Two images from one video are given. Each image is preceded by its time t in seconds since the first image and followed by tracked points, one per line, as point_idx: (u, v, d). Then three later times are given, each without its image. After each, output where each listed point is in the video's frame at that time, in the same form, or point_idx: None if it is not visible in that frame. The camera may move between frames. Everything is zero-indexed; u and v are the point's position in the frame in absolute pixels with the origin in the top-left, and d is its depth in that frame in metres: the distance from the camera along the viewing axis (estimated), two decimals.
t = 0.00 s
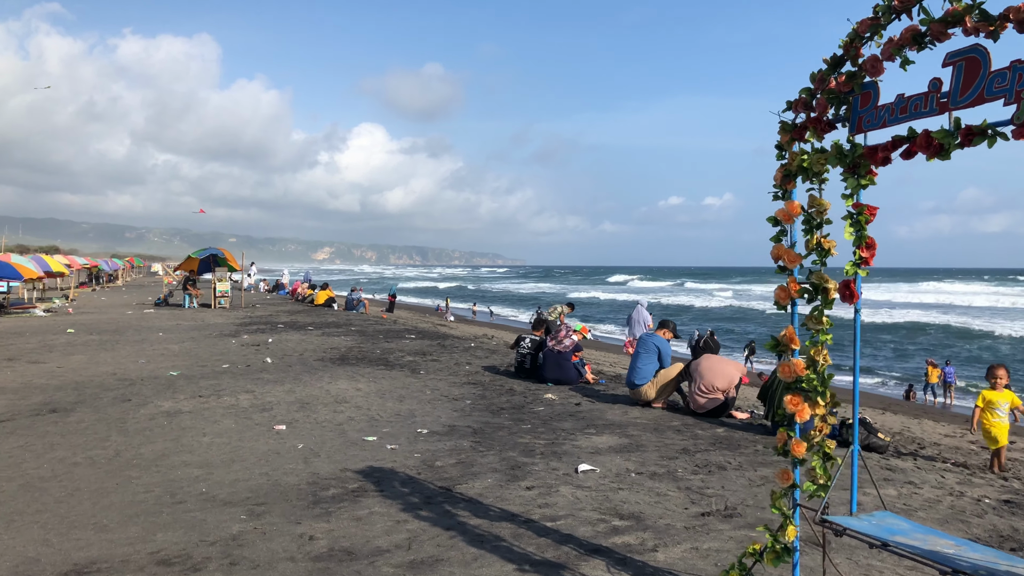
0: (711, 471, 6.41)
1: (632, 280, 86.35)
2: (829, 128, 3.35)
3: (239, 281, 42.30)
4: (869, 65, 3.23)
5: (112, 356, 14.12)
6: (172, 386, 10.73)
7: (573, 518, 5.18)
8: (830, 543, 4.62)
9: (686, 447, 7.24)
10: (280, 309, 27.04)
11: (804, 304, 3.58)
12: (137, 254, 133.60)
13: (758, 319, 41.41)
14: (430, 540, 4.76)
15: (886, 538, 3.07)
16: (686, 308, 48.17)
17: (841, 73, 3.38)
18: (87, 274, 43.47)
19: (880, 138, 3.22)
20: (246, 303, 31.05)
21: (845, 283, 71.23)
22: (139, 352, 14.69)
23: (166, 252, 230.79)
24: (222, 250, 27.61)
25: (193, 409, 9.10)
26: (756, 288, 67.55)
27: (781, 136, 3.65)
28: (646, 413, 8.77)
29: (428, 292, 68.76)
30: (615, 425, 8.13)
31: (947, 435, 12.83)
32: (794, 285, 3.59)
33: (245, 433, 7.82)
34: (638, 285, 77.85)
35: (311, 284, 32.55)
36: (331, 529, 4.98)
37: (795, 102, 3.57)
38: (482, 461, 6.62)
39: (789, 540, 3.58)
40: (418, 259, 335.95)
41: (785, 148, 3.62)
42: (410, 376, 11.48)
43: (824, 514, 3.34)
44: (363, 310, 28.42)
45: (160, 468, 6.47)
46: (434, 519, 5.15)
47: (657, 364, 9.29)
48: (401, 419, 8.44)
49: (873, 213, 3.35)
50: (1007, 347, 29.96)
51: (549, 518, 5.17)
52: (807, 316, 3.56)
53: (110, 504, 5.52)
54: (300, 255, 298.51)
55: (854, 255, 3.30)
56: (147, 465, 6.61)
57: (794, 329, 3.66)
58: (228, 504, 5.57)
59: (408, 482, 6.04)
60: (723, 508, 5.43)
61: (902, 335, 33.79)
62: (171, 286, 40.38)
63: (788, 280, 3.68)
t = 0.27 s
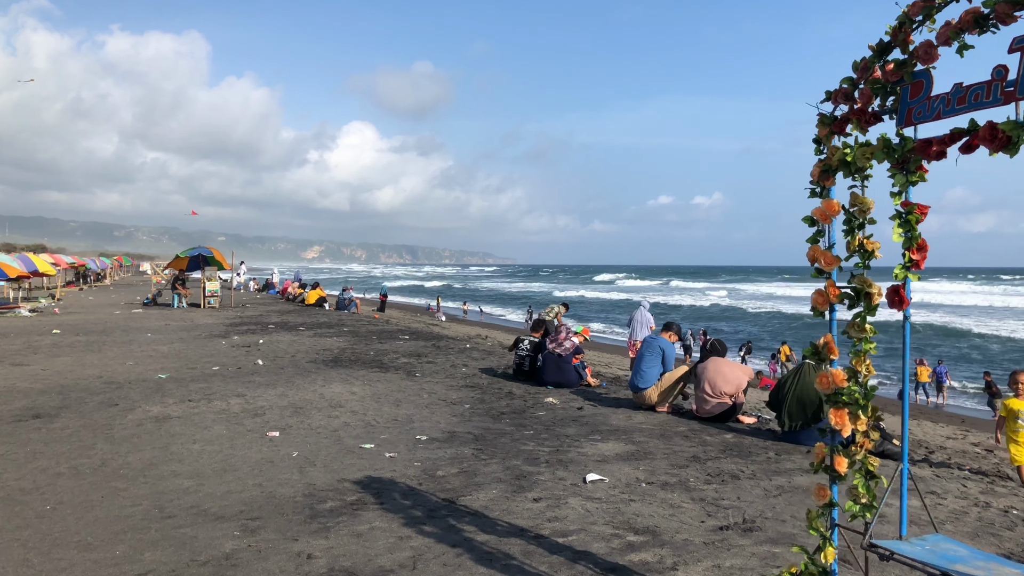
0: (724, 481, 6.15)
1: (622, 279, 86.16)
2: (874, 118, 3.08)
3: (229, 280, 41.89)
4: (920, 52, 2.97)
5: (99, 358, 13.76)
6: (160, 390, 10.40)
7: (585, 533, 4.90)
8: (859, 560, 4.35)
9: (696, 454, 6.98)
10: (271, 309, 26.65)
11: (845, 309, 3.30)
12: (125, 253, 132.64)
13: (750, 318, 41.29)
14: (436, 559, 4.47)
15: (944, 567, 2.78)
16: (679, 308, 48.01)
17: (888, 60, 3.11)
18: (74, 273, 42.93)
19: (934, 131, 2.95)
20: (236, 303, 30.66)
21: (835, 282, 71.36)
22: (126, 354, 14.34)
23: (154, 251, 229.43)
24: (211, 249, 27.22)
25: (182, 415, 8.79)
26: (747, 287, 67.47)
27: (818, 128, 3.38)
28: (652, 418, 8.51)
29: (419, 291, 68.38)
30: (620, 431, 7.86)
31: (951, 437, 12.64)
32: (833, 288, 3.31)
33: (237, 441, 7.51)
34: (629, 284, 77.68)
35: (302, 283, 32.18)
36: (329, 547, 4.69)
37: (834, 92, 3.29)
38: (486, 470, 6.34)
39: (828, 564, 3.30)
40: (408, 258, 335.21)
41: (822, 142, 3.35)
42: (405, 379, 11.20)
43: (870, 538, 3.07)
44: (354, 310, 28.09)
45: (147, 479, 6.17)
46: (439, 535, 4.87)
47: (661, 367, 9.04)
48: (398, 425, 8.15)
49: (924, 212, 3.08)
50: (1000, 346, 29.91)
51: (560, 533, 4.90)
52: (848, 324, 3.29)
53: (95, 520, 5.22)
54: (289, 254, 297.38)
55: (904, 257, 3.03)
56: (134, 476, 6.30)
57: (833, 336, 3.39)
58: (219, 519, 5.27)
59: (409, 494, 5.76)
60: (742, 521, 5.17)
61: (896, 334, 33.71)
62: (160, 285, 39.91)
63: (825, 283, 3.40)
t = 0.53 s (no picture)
0: (725, 486, 5.89)
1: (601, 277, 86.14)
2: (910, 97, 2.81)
3: (204, 279, 41.23)
4: (964, 21, 2.70)
5: (69, 359, 13.31)
6: (132, 392, 10.00)
7: (584, 545, 4.62)
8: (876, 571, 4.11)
9: (692, 457, 6.73)
10: (247, 308, 26.15)
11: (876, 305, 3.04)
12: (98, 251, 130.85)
13: (730, 315, 41.28)
14: None
15: None
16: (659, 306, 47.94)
17: (925, 33, 2.85)
18: (46, 272, 42.10)
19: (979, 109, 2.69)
20: (212, 302, 30.13)
21: (812, 280, 71.79)
22: (98, 355, 13.90)
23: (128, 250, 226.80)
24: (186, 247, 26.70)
25: (154, 419, 8.41)
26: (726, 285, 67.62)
27: (843, 109, 3.10)
28: (644, 420, 8.25)
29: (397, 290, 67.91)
30: (612, 433, 7.60)
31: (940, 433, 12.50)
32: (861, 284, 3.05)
33: (213, 446, 7.16)
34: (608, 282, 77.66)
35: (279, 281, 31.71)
36: (312, 562, 4.38)
37: (862, 68, 3.01)
38: (475, 477, 6.05)
39: None
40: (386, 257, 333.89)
41: (848, 124, 3.08)
42: (388, 379, 10.87)
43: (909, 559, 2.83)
44: (333, 309, 27.67)
45: (117, 488, 5.82)
46: (429, 549, 4.57)
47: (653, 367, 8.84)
48: (381, 428, 7.83)
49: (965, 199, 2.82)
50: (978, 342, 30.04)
51: (559, 545, 4.61)
52: (879, 321, 3.03)
53: (58, 535, 4.86)
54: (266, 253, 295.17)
55: (945, 249, 2.77)
56: (102, 485, 5.94)
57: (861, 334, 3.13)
58: (193, 532, 4.93)
59: (396, 503, 5.45)
60: (748, 529, 4.91)
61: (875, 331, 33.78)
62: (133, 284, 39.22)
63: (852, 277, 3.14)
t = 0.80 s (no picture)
0: (737, 496, 5.61)
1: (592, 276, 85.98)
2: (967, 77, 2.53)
3: (194, 278, 40.78)
4: None
5: (53, 361, 12.95)
6: (117, 396, 9.66)
7: (594, 564, 4.33)
8: None
9: (700, 465, 6.45)
10: (237, 308, 25.77)
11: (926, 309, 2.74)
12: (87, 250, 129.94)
13: (723, 314, 41.14)
14: None
15: None
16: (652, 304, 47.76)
17: (985, 9, 2.57)
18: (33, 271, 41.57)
19: None
20: (201, 302, 29.74)
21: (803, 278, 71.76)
22: (83, 357, 13.54)
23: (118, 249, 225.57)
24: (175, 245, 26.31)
25: (138, 425, 8.08)
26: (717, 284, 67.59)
27: (889, 95, 2.82)
28: (647, 425, 7.96)
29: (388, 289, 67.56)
30: (615, 439, 7.31)
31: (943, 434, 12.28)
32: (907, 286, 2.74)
33: (199, 455, 6.84)
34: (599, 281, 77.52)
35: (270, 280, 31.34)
36: None
37: (912, 50, 2.74)
38: (474, 488, 5.74)
39: None
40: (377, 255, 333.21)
41: (895, 111, 2.79)
42: (381, 382, 10.55)
43: None
44: (324, 308, 27.33)
45: (96, 502, 5.49)
46: (428, 569, 4.27)
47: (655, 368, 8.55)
48: (375, 435, 7.53)
49: None
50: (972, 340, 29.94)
51: (566, 565, 4.32)
52: (929, 329, 2.74)
53: (30, 554, 4.54)
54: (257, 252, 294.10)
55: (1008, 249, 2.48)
56: (80, 498, 5.61)
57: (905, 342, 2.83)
58: (174, 550, 4.62)
59: (391, 517, 5.14)
60: (765, 545, 4.63)
61: (868, 330, 33.66)
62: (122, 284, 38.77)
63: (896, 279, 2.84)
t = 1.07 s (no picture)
0: (757, 507, 5.32)
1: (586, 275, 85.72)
2: None
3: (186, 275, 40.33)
4: None
5: (39, 361, 12.58)
6: (103, 398, 9.31)
7: None
8: None
9: (715, 473, 6.15)
10: (229, 306, 25.39)
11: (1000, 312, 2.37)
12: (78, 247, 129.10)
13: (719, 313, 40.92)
14: None
15: None
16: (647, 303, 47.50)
17: None
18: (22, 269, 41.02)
19: None
20: (193, 300, 29.33)
21: (798, 277, 71.53)
22: (70, 356, 13.17)
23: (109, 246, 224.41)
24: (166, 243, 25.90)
25: (125, 428, 7.74)
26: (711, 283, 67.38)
27: (957, 72, 2.49)
28: (655, 429, 7.66)
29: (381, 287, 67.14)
30: (623, 445, 7.01)
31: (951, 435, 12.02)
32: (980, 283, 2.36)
33: (188, 461, 6.51)
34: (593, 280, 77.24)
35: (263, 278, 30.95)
36: None
37: (984, 20, 2.41)
38: (478, 498, 5.44)
39: None
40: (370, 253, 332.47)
41: (964, 89, 2.46)
42: (377, 383, 10.23)
43: None
44: (317, 306, 26.97)
45: (77, 513, 5.16)
46: None
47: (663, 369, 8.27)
48: (372, 440, 7.21)
49: None
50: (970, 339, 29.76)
51: None
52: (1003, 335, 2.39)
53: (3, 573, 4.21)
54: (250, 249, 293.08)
55: None
56: (60, 509, 5.28)
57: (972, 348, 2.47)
58: (160, 567, 4.30)
59: (392, 530, 4.83)
60: (794, 562, 4.34)
61: (865, 329, 33.47)
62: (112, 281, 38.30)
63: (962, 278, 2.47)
